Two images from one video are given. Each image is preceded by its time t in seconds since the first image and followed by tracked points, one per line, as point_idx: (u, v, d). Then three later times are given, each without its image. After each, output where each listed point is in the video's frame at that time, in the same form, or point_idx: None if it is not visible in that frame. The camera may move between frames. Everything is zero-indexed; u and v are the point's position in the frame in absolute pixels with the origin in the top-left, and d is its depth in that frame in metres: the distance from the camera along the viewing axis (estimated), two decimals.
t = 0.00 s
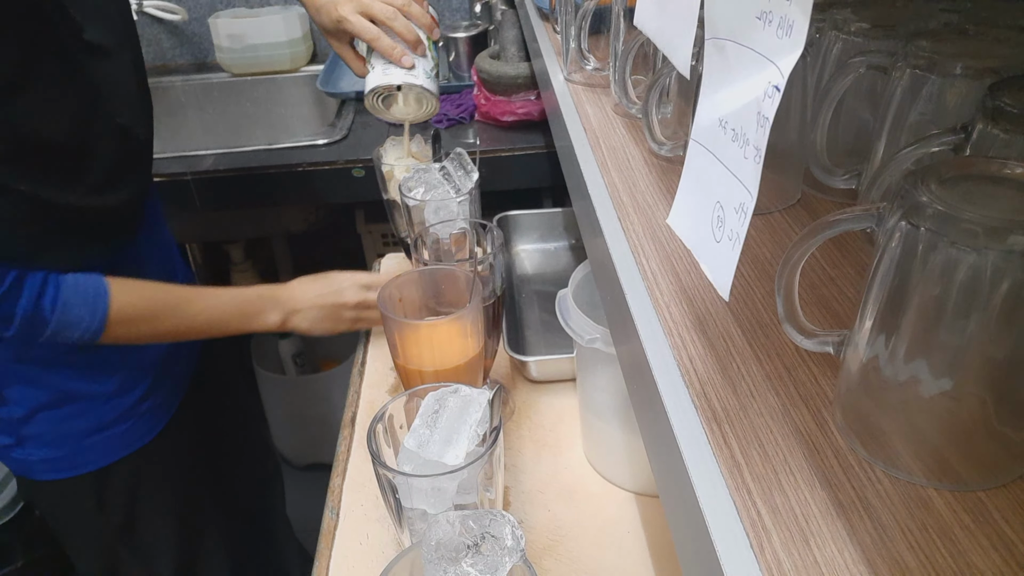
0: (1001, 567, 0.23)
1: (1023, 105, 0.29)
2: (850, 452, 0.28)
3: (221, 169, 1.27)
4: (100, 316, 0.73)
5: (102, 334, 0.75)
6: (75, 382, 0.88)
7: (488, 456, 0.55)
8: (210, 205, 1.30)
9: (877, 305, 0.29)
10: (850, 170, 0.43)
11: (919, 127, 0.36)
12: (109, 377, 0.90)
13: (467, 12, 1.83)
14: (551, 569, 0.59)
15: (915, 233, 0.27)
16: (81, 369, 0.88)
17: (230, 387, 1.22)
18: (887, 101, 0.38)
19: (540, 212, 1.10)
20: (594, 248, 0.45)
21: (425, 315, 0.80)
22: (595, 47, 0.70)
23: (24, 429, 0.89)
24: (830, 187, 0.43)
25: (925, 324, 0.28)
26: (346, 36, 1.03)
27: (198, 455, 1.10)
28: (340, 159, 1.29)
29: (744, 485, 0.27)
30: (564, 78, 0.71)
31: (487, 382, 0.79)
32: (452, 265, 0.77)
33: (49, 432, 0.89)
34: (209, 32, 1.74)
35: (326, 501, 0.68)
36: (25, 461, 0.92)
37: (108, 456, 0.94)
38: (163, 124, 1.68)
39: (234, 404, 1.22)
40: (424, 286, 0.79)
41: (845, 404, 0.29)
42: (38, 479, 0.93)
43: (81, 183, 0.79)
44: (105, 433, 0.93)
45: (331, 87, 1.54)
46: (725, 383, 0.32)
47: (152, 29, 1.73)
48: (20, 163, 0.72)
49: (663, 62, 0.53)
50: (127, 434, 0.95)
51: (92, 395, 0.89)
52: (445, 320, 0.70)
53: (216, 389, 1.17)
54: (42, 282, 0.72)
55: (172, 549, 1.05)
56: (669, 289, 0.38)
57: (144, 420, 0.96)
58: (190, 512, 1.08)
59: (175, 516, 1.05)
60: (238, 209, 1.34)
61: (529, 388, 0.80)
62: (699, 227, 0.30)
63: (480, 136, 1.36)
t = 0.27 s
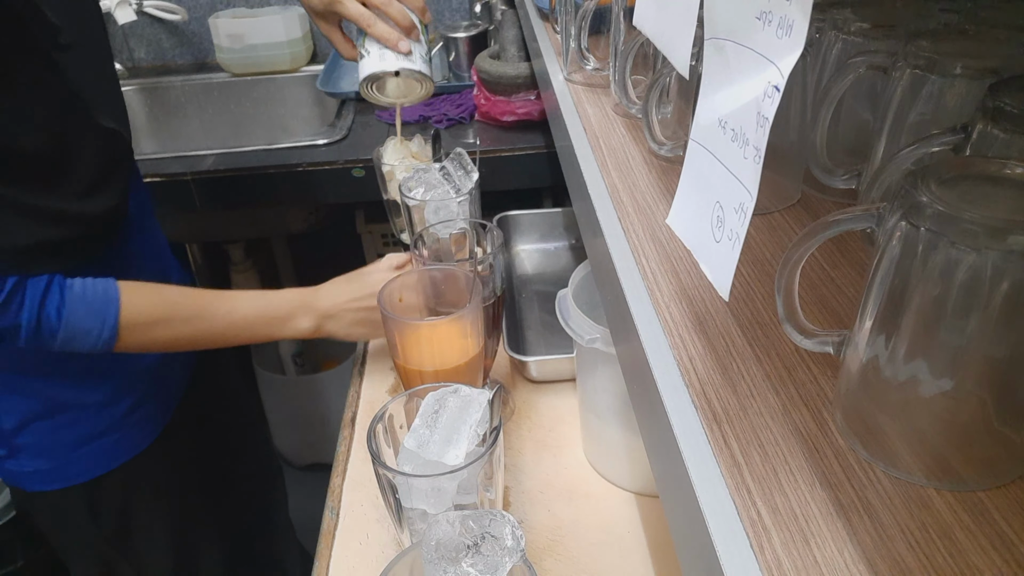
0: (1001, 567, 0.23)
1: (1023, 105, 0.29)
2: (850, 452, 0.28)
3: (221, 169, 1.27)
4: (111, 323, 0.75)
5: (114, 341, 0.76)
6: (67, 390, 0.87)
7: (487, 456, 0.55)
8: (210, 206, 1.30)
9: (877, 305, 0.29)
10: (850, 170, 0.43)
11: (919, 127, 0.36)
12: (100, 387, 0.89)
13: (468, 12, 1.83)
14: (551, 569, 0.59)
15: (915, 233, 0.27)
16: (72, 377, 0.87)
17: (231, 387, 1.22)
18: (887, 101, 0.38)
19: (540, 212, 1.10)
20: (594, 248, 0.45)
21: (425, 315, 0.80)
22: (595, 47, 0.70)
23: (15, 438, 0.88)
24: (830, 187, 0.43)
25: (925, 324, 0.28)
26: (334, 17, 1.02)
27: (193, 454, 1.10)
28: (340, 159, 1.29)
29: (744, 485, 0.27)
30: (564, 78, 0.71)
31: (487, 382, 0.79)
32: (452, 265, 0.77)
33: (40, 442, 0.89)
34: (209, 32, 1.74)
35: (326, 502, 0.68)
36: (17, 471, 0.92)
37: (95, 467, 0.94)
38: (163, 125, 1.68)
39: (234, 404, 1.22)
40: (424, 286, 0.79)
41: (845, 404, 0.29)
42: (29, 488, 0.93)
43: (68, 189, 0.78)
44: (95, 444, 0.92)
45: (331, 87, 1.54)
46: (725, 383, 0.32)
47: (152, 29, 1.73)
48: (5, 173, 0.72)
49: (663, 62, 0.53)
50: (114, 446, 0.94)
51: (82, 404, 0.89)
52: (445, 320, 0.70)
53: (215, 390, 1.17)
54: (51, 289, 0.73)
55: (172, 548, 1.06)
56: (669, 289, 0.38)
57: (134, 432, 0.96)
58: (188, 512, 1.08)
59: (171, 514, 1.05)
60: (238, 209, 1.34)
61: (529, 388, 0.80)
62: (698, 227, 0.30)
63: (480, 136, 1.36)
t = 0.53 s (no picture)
0: (1001, 567, 0.23)
1: (1023, 104, 0.29)
2: (850, 452, 0.28)
3: (221, 169, 1.27)
4: (116, 317, 0.75)
5: (119, 335, 0.77)
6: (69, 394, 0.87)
7: (488, 456, 0.55)
8: (210, 206, 1.30)
9: (877, 305, 0.29)
10: (850, 170, 0.43)
11: (919, 127, 0.36)
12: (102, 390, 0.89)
13: (468, 12, 1.83)
14: (551, 569, 0.59)
15: (915, 233, 0.27)
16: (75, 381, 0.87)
17: (231, 388, 1.22)
18: (887, 101, 0.38)
19: (540, 212, 1.10)
20: (594, 248, 0.45)
21: (425, 315, 0.80)
22: (595, 47, 0.70)
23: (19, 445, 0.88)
24: (831, 187, 0.43)
25: (925, 324, 0.28)
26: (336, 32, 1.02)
27: (195, 455, 1.09)
28: (340, 159, 1.29)
29: (744, 485, 0.27)
30: (564, 78, 0.71)
31: (487, 382, 0.79)
32: (452, 265, 0.78)
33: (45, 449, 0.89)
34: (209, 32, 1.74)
35: (326, 502, 0.68)
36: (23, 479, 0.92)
37: (98, 473, 0.94)
38: (164, 125, 1.68)
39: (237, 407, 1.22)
40: (424, 287, 0.79)
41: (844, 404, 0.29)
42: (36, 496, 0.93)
43: (62, 191, 0.78)
44: (98, 449, 0.92)
45: (331, 87, 1.54)
46: (725, 383, 0.32)
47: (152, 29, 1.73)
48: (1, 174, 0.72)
49: (663, 62, 0.53)
50: (116, 452, 0.94)
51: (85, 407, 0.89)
52: (445, 320, 0.70)
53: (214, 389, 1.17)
54: (60, 282, 0.74)
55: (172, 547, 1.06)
56: (669, 289, 0.38)
57: (138, 434, 0.96)
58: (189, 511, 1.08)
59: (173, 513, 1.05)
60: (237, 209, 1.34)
61: (529, 387, 0.80)
62: (699, 227, 0.30)
63: (480, 136, 1.36)
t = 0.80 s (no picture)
0: (1000, 567, 0.23)
1: (1023, 105, 0.29)
2: (850, 452, 0.28)
3: (221, 169, 1.27)
4: (106, 315, 0.74)
5: (109, 333, 0.76)
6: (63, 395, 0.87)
7: (487, 456, 0.55)
8: (210, 206, 1.30)
9: (877, 305, 0.29)
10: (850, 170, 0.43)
11: (919, 128, 0.36)
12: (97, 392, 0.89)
13: (468, 12, 1.83)
14: (551, 569, 0.59)
15: (914, 233, 0.27)
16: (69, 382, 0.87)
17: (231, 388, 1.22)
18: (887, 101, 0.38)
19: (540, 212, 1.10)
20: (594, 248, 0.45)
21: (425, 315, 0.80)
22: (595, 47, 0.70)
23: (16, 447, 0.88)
24: (831, 187, 0.43)
25: (925, 324, 0.28)
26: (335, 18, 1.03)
27: (192, 457, 1.10)
28: (340, 159, 1.29)
29: (744, 485, 0.27)
30: (564, 78, 0.71)
31: (487, 382, 0.79)
32: (451, 265, 0.78)
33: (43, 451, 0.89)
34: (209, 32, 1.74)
35: (326, 502, 0.68)
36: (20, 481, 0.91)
37: (95, 475, 0.94)
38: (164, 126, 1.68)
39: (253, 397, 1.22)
40: (424, 287, 0.79)
41: (844, 404, 0.29)
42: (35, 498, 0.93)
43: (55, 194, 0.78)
44: (92, 455, 0.92)
45: (331, 87, 1.54)
46: (725, 383, 0.32)
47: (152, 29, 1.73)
48: None
49: (663, 62, 0.53)
50: (110, 458, 0.94)
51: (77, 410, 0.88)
52: (445, 320, 0.70)
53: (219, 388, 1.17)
54: (50, 280, 0.73)
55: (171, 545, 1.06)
56: (669, 289, 0.38)
57: (136, 437, 0.96)
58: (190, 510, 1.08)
59: (172, 513, 1.05)
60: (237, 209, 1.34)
61: (529, 388, 0.80)
62: (694, 228, 0.30)
63: (480, 136, 1.36)
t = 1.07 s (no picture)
0: (1000, 567, 0.23)
1: (1023, 104, 0.29)
2: (850, 452, 0.28)
3: (221, 169, 1.27)
4: (114, 298, 0.74)
5: (115, 317, 0.76)
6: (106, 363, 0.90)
7: (487, 455, 0.55)
8: (210, 205, 1.30)
9: (877, 306, 0.29)
10: (850, 170, 0.43)
11: (919, 127, 0.36)
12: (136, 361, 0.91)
13: (468, 12, 1.83)
14: (551, 569, 0.59)
15: (915, 233, 0.27)
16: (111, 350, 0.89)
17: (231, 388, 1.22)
18: (887, 101, 0.38)
19: (540, 212, 1.10)
20: (594, 248, 0.45)
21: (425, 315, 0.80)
22: (595, 47, 0.70)
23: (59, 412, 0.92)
24: (830, 187, 0.43)
25: (925, 324, 0.28)
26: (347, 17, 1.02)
27: (219, 440, 1.10)
28: (340, 159, 1.29)
29: (744, 485, 0.27)
30: (564, 78, 0.71)
31: (487, 382, 0.79)
32: (452, 265, 0.78)
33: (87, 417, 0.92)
34: (209, 32, 1.74)
35: (326, 502, 0.68)
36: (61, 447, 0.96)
37: (126, 447, 0.96)
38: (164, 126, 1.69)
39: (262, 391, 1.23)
40: (424, 287, 0.79)
41: (844, 404, 0.29)
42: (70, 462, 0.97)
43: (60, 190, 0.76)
44: (127, 421, 0.95)
45: (331, 87, 1.54)
46: (725, 383, 0.32)
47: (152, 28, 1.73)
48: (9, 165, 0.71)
49: (663, 62, 0.53)
50: (140, 428, 0.96)
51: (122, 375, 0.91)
52: (446, 320, 0.70)
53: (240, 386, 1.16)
54: (65, 254, 0.74)
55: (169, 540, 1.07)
56: (669, 289, 0.38)
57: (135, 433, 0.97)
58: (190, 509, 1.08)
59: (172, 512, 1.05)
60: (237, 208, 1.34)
61: (529, 388, 0.80)
62: (694, 228, 0.30)
63: (480, 136, 1.36)
